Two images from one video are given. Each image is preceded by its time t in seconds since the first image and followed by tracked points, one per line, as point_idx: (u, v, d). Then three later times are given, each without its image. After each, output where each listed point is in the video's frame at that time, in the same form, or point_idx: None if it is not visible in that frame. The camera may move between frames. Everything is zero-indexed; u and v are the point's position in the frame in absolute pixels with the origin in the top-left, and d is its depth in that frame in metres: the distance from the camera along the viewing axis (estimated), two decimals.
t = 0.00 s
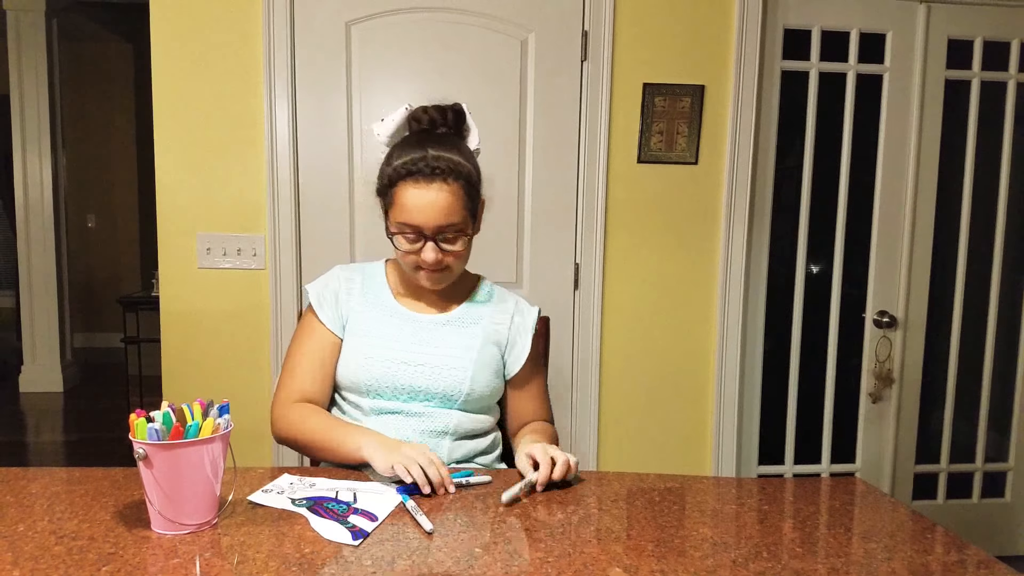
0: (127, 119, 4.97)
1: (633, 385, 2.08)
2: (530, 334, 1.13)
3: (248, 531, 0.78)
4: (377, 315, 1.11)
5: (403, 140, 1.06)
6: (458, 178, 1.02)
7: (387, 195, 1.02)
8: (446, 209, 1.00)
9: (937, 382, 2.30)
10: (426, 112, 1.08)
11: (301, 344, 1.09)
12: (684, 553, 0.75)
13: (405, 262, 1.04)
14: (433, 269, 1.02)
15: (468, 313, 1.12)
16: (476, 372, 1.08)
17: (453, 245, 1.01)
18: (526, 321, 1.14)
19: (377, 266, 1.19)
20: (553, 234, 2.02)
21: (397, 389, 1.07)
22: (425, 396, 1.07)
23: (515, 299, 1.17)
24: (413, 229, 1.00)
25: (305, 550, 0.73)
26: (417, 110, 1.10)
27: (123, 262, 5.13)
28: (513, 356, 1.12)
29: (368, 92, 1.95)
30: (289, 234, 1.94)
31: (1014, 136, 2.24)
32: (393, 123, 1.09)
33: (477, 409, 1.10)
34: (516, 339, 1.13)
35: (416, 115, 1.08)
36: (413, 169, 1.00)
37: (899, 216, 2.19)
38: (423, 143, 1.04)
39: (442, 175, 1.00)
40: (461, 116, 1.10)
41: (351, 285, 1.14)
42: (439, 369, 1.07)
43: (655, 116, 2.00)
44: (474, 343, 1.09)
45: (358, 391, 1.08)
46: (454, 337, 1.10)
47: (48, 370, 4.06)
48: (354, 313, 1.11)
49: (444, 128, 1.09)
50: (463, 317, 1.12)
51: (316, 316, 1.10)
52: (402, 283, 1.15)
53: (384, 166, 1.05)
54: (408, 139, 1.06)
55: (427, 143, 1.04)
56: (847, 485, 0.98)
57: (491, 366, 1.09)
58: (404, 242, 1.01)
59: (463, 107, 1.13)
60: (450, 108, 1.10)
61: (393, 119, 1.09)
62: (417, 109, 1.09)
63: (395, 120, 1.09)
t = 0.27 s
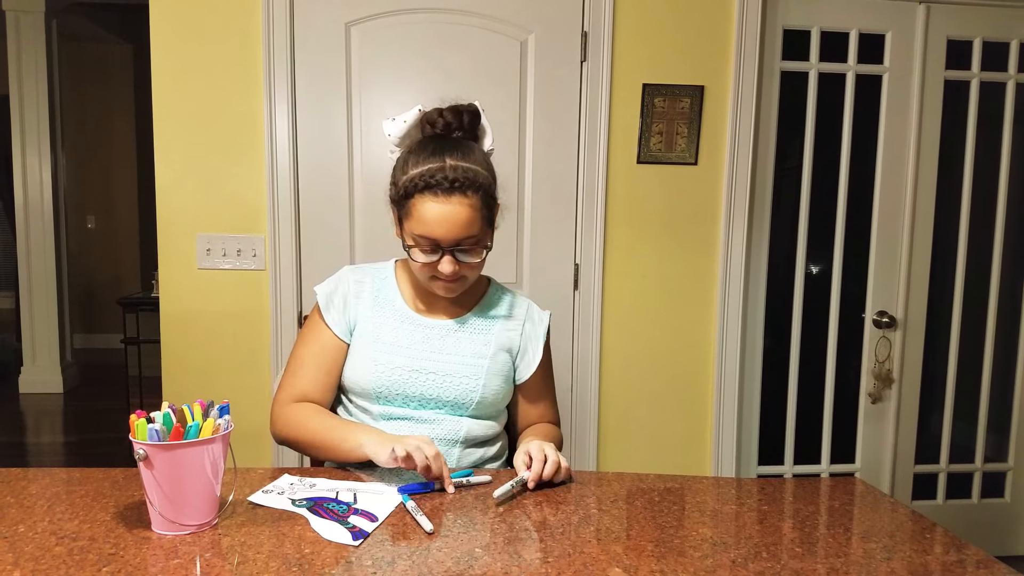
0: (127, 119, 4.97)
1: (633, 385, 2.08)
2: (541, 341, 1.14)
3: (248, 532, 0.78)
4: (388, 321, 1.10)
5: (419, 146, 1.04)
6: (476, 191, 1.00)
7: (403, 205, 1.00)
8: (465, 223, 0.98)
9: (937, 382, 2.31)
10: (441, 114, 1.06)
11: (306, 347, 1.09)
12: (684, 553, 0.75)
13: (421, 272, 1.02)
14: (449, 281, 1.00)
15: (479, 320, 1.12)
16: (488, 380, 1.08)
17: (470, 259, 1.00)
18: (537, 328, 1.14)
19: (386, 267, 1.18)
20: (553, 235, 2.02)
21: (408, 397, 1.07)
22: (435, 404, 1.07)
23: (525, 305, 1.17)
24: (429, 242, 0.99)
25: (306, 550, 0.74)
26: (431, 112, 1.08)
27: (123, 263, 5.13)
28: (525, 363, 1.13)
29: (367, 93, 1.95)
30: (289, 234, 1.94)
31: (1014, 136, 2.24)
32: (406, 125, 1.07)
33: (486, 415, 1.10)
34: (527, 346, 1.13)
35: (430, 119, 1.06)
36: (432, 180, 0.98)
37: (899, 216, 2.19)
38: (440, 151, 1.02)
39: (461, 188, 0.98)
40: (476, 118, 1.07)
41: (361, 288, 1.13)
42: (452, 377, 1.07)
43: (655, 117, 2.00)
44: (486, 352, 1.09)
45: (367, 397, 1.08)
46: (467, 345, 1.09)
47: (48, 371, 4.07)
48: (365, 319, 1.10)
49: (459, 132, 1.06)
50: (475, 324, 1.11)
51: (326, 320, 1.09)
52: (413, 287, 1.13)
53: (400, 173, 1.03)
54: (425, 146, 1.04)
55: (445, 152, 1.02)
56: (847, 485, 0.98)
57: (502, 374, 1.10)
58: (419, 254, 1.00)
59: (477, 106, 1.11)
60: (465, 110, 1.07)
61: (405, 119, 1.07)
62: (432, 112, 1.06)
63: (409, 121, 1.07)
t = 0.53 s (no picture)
0: (127, 120, 4.97)
1: (633, 386, 2.08)
2: (544, 343, 1.14)
3: (247, 532, 0.78)
4: (392, 323, 1.09)
5: (424, 148, 1.03)
6: (482, 192, 0.99)
7: (409, 207, 1.00)
8: (472, 225, 0.97)
9: (936, 383, 2.31)
10: (446, 115, 1.06)
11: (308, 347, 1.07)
12: (683, 553, 0.75)
13: (426, 275, 1.01)
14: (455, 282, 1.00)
15: (483, 322, 1.12)
16: (492, 383, 1.08)
17: (476, 260, 0.99)
18: (539, 330, 1.14)
19: (389, 267, 1.17)
20: (552, 235, 2.02)
21: (412, 399, 1.07)
22: (439, 406, 1.08)
23: (527, 305, 1.17)
24: (435, 243, 0.98)
25: (305, 551, 0.74)
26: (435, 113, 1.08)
27: (123, 263, 5.13)
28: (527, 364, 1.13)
29: (367, 94, 1.95)
30: (288, 235, 1.94)
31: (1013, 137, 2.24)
32: (410, 125, 1.09)
33: (488, 417, 1.10)
34: (530, 348, 1.13)
35: (434, 119, 1.06)
36: (438, 182, 0.98)
37: (898, 217, 2.19)
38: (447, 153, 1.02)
39: (467, 189, 0.98)
40: (480, 119, 1.08)
41: (364, 289, 1.13)
42: (456, 380, 1.07)
43: (654, 118, 2.00)
44: (490, 354, 1.09)
45: (371, 399, 1.08)
46: (470, 347, 1.09)
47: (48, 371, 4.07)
48: (369, 320, 1.10)
49: (463, 133, 1.06)
50: (479, 326, 1.11)
51: (329, 322, 1.08)
52: (417, 288, 1.12)
53: (405, 175, 1.02)
54: (430, 148, 1.03)
55: (451, 153, 1.02)
56: (846, 485, 0.98)
57: (506, 376, 1.10)
58: (424, 256, 0.99)
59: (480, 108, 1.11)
60: (469, 111, 1.07)
61: (408, 120, 1.09)
62: (436, 113, 1.06)
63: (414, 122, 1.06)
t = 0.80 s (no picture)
0: (126, 122, 4.97)
1: (632, 385, 2.08)
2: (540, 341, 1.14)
3: (246, 534, 0.78)
4: (389, 325, 1.09)
5: (416, 149, 1.03)
6: (473, 192, 0.99)
7: (400, 208, 1.00)
8: (462, 226, 0.97)
9: (936, 381, 2.31)
10: (437, 115, 1.06)
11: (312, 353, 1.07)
12: (683, 554, 0.75)
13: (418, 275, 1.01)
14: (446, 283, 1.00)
15: (480, 321, 1.12)
16: (491, 381, 1.08)
17: (467, 261, 0.99)
18: (536, 328, 1.14)
19: (385, 271, 1.17)
20: (552, 235, 2.02)
21: (411, 401, 1.06)
22: (439, 407, 1.07)
23: (523, 304, 1.17)
24: (425, 244, 0.98)
25: (304, 553, 0.73)
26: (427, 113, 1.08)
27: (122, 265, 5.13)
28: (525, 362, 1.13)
29: (365, 95, 1.95)
30: (288, 237, 1.94)
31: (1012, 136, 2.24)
32: (403, 126, 1.07)
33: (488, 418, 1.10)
34: (527, 346, 1.13)
35: (426, 120, 1.06)
36: (427, 183, 0.98)
37: (897, 216, 2.19)
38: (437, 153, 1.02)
39: (457, 189, 0.98)
40: (472, 120, 1.08)
41: (360, 293, 1.12)
42: (455, 380, 1.06)
43: (653, 117, 2.00)
44: (488, 353, 1.09)
45: (370, 403, 1.07)
46: (468, 347, 1.09)
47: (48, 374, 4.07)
48: (365, 323, 1.09)
49: (456, 133, 1.06)
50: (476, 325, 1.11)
51: (325, 327, 1.08)
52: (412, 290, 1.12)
53: (396, 176, 1.03)
54: (421, 148, 1.04)
55: (441, 154, 1.02)
56: (847, 485, 0.98)
57: (505, 374, 1.10)
58: (416, 256, 0.99)
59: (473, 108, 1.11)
60: (462, 112, 1.07)
61: (401, 120, 1.07)
62: (428, 113, 1.06)
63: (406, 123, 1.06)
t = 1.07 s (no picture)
0: (126, 121, 4.97)
1: (633, 386, 2.08)
2: (537, 333, 1.14)
3: (247, 533, 0.78)
4: (384, 326, 1.09)
5: (397, 147, 1.04)
6: (444, 192, 0.99)
7: (376, 205, 1.01)
8: (430, 226, 0.98)
9: (936, 380, 2.31)
10: (423, 114, 1.05)
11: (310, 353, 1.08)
12: (683, 552, 0.75)
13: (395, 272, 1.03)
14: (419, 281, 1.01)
15: (475, 317, 1.12)
16: (488, 377, 1.08)
17: (438, 260, 0.99)
18: (532, 320, 1.14)
19: (377, 271, 1.17)
20: (552, 234, 2.02)
21: (410, 400, 1.07)
22: (437, 405, 1.08)
23: (519, 296, 1.16)
24: (397, 242, 0.99)
25: (304, 551, 0.73)
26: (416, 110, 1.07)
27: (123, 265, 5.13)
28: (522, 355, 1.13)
29: (365, 94, 1.95)
30: (288, 236, 1.94)
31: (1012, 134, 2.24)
32: (392, 124, 1.06)
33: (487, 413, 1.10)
34: (524, 340, 1.13)
35: (412, 118, 1.05)
36: (398, 180, 0.98)
37: (898, 214, 2.19)
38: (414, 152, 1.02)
39: (426, 188, 0.98)
40: (458, 119, 1.06)
41: (352, 294, 1.12)
42: (452, 377, 1.07)
43: (653, 116, 2.00)
44: (484, 349, 1.09)
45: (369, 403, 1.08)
46: (464, 344, 1.09)
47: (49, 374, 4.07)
48: (359, 325, 1.09)
49: (439, 131, 1.05)
50: (471, 321, 1.11)
51: (319, 331, 1.08)
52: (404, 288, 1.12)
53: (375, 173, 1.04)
54: (402, 146, 1.04)
55: (418, 152, 1.02)
56: (847, 483, 0.98)
57: (502, 369, 1.10)
58: (388, 253, 1.00)
59: (462, 105, 1.09)
60: (449, 110, 1.06)
61: (391, 118, 1.06)
62: (414, 111, 1.05)
63: (393, 120, 1.06)
